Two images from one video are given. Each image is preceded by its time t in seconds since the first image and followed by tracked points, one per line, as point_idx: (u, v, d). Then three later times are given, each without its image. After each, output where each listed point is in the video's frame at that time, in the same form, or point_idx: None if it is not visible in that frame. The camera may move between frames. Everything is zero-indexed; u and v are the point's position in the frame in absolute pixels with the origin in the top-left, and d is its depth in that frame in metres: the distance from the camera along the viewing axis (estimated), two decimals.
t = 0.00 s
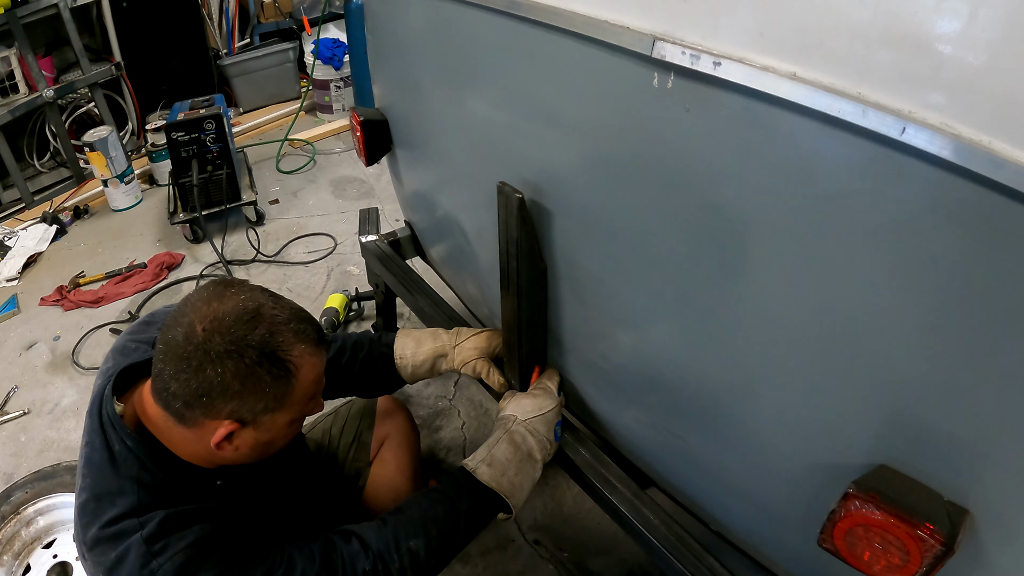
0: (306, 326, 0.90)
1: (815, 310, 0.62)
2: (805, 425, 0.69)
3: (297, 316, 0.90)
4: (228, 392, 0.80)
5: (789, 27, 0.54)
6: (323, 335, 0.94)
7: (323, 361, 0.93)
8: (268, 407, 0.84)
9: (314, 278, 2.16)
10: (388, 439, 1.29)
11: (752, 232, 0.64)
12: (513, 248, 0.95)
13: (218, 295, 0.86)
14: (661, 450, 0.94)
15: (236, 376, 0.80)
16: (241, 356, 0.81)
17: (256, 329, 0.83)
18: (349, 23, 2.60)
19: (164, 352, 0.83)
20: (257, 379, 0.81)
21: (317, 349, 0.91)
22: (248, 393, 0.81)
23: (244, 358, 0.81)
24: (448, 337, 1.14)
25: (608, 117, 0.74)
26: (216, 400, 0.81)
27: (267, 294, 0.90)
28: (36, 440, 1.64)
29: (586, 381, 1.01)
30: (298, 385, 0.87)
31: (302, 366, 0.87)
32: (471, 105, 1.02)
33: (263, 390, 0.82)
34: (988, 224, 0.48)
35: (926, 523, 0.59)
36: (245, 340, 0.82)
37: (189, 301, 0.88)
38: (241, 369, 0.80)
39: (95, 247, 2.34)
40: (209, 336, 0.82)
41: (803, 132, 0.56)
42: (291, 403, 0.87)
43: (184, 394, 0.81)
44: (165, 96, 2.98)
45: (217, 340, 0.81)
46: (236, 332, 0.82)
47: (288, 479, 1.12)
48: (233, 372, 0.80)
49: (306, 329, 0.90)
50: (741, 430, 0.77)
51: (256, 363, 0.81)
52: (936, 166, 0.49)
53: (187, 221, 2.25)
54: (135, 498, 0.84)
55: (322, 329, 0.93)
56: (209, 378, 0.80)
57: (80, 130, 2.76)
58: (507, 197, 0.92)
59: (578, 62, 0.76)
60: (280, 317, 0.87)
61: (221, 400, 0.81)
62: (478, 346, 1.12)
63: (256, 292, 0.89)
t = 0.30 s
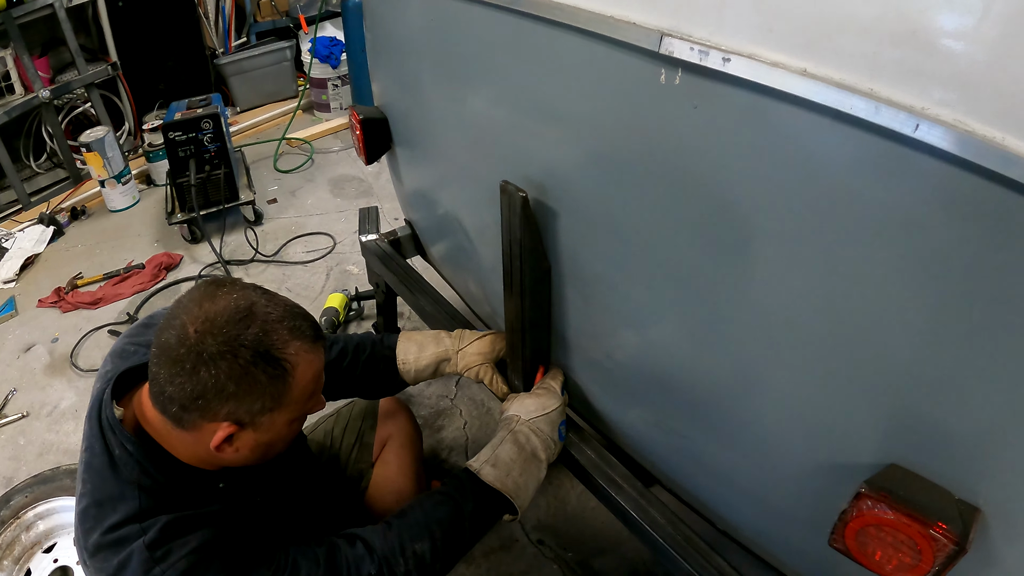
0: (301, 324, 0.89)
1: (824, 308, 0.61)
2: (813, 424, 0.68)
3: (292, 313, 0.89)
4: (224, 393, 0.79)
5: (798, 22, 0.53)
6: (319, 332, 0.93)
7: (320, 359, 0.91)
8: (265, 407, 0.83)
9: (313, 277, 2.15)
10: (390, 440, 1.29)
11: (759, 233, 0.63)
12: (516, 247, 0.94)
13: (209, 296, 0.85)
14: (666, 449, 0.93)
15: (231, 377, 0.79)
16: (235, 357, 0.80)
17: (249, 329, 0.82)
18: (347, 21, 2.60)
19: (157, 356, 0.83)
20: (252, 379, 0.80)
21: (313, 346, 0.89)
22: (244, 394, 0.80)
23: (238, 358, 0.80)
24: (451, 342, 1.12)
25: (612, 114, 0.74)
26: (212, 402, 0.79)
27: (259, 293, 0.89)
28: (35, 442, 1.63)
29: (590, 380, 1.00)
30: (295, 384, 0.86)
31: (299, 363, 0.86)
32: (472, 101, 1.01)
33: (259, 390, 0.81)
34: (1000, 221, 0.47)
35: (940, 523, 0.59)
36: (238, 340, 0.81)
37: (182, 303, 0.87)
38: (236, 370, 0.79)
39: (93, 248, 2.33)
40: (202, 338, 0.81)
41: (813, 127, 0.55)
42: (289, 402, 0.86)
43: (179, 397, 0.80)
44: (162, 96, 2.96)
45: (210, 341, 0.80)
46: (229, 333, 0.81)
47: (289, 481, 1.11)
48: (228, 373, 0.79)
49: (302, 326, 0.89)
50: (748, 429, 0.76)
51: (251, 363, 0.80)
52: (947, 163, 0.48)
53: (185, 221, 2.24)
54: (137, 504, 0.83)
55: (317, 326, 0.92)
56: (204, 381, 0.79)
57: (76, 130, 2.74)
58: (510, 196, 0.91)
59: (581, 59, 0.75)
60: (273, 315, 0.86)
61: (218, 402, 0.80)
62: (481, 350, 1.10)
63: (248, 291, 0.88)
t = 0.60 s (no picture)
0: (297, 306, 0.85)
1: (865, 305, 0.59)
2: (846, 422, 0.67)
3: (287, 296, 0.85)
4: (220, 387, 0.76)
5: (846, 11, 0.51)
6: (318, 315, 0.89)
7: (322, 344, 0.88)
8: (266, 397, 0.80)
9: (310, 278, 2.11)
10: (399, 443, 1.26)
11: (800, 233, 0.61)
12: (535, 245, 0.90)
13: (196, 285, 0.82)
14: (688, 448, 0.91)
15: (225, 369, 0.76)
16: (227, 347, 0.77)
17: (240, 316, 0.79)
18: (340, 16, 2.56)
19: (149, 355, 0.80)
20: (248, 368, 0.77)
21: (313, 329, 0.86)
22: (241, 385, 0.77)
23: (231, 348, 0.77)
24: (466, 342, 1.09)
25: (636, 110, 0.70)
26: (209, 397, 0.77)
27: (250, 278, 0.85)
28: (30, 452, 1.59)
29: (610, 380, 0.97)
30: (296, 370, 0.82)
31: (299, 348, 0.83)
32: (481, 97, 0.97)
33: (257, 380, 0.78)
34: None
35: (981, 516, 0.57)
36: (230, 328, 0.77)
37: (171, 294, 0.84)
38: (229, 360, 0.76)
39: (84, 251, 2.28)
40: (191, 330, 0.78)
41: (857, 121, 0.52)
42: (292, 390, 0.83)
43: (175, 395, 0.77)
44: (150, 95, 2.91)
45: (200, 332, 0.77)
46: (219, 322, 0.77)
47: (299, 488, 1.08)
48: (221, 365, 0.76)
49: (298, 309, 0.85)
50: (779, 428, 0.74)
51: (245, 351, 0.77)
52: (999, 159, 0.47)
53: (178, 222, 2.20)
54: (149, 515, 0.80)
55: (316, 309, 0.88)
56: (198, 375, 0.76)
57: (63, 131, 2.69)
58: (530, 192, 0.86)
59: (603, 53, 0.72)
60: (265, 299, 0.82)
61: (215, 396, 0.77)
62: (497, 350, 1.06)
63: (237, 276, 0.85)
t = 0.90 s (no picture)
0: (278, 279, 0.79)
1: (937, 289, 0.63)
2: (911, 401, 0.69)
3: (265, 270, 0.79)
4: (215, 381, 0.73)
5: (926, 7, 0.54)
6: (310, 284, 0.83)
7: (321, 316, 0.82)
8: (268, 382, 0.75)
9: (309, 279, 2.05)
10: (420, 450, 1.22)
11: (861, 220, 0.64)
12: (579, 243, 0.90)
13: (165, 277, 0.77)
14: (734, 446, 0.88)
15: (214, 362, 0.72)
16: (209, 337, 0.72)
17: (215, 301, 0.74)
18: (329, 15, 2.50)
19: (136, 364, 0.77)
20: (236, 357, 0.73)
21: (303, 299, 0.80)
22: (236, 374, 0.73)
23: (213, 337, 0.72)
24: (497, 346, 1.11)
25: (695, 102, 0.71)
26: (208, 395, 0.74)
27: (223, 258, 0.79)
28: (27, 467, 1.54)
29: (647, 376, 1.00)
30: (291, 349, 0.77)
31: (292, 323, 0.77)
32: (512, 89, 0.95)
33: (252, 365, 0.74)
34: None
35: None
36: (206, 317, 0.73)
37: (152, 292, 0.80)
38: (216, 352, 0.73)
39: (72, 257, 2.20)
40: (169, 327, 0.74)
41: (936, 114, 0.56)
42: (297, 369, 0.78)
43: (173, 398, 0.74)
44: (136, 95, 2.81)
45: (177, 327, 0.73)
46: (195, 313, 0.73)
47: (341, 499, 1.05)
48: (209, 358, 0.72)
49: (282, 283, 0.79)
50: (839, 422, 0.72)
51: (228, 339, 0.73)
52: None
53: (171, 224, 2.14)
54: (179, 533, 0.76)
55: (302, 278, 0.82)
56: (190, 374, 0.73)
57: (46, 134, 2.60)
58: (576, 188, 0.86)
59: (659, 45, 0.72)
60: (239, 277, 0.76)
61: (213, 392, 0.73)
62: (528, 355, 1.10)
63: (207, 258, 0.79)
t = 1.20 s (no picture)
0: (220, 259, 0.75)
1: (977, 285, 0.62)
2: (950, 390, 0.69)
3: (205, 254, 0.75)
4: (184, 377, 0.70)
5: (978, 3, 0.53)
6: (264, 256, 0.79)
7: (282, 284, 0.77)
8: (238, 364, 0.72)
9: (305, 279, 2.01)
10: (433, 451, 1.23)
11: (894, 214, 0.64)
12: (607, 239, 0.89)
13: (114, 285, 0.75)
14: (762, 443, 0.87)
15: (175, 357, 0.70)
16: (163, 334, 0.70)
17: (160, 295, 0.71)
18: (319, 11, 2.42)
19: (110, 382, 0.76)
20: (194, 348, 0.70)
21: (255, 271, 0.75)
22: (202, 364, 0.70)
23: (166, 332, 0.70)
24: (513, 346, 1.12)
25: (730, 97, 0.70)
26: (182, 393, 0.71)
27: (165, 252, 0.76)
28: (20, 479, 1.50)
29: (672, 372, 0.99)
30: (251, 325, 0.72)
31: (249, 297, 0.73)
32: (528, 84, 0.93)
33: (214, 350, 0.70)
34: None
35: None
36: (154, 314, 0.70)
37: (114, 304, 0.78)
38: (173, 346, 0.70)
39: (59, 260, 2.14)
40: (124, 333, 0.71)
41: (983, 112, 0.55)
42: (268, 345, 0.74)
43: (150, 405, 0.73)
44: (121, 94, 2.75)
45: (130, 332, 0.71)
46: (143, 313, 0.70)
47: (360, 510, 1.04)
48: (171, 356, 0.70)
49: (227, 262, 0.75)
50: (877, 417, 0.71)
51: (181, 330, 0.70)
52: None
53: (160, 225, 2.09)
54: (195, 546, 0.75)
55: (253, 251, 0.78)
56: (157, 376, 0.71)
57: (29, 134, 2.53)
58: (603, 184, 0.85)
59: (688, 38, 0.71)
60: (181, 265, 0.73)
61: (187, 389, 0.71)
62: (545, 355, 1.10)
63: (150, 257, 0.76)
